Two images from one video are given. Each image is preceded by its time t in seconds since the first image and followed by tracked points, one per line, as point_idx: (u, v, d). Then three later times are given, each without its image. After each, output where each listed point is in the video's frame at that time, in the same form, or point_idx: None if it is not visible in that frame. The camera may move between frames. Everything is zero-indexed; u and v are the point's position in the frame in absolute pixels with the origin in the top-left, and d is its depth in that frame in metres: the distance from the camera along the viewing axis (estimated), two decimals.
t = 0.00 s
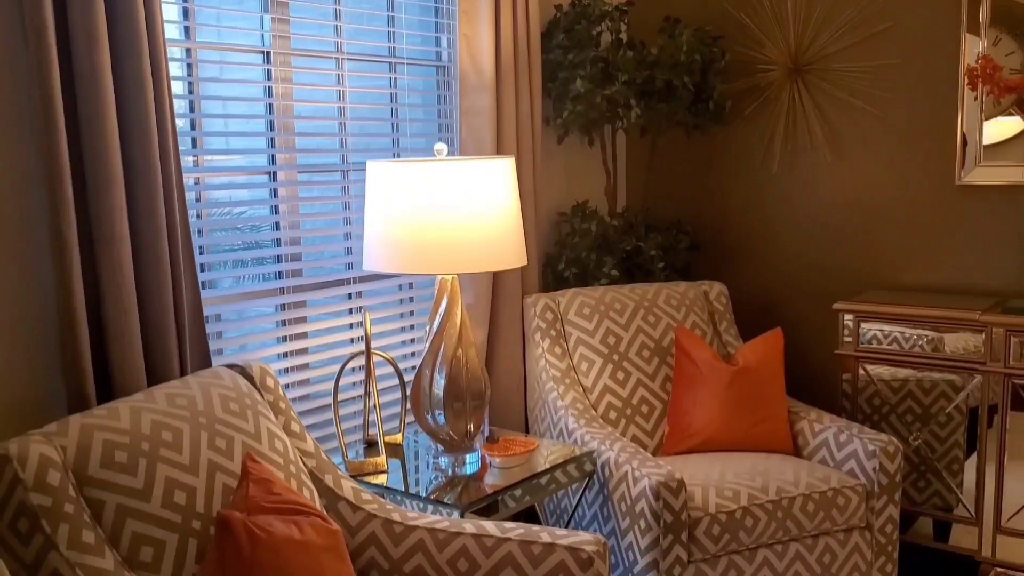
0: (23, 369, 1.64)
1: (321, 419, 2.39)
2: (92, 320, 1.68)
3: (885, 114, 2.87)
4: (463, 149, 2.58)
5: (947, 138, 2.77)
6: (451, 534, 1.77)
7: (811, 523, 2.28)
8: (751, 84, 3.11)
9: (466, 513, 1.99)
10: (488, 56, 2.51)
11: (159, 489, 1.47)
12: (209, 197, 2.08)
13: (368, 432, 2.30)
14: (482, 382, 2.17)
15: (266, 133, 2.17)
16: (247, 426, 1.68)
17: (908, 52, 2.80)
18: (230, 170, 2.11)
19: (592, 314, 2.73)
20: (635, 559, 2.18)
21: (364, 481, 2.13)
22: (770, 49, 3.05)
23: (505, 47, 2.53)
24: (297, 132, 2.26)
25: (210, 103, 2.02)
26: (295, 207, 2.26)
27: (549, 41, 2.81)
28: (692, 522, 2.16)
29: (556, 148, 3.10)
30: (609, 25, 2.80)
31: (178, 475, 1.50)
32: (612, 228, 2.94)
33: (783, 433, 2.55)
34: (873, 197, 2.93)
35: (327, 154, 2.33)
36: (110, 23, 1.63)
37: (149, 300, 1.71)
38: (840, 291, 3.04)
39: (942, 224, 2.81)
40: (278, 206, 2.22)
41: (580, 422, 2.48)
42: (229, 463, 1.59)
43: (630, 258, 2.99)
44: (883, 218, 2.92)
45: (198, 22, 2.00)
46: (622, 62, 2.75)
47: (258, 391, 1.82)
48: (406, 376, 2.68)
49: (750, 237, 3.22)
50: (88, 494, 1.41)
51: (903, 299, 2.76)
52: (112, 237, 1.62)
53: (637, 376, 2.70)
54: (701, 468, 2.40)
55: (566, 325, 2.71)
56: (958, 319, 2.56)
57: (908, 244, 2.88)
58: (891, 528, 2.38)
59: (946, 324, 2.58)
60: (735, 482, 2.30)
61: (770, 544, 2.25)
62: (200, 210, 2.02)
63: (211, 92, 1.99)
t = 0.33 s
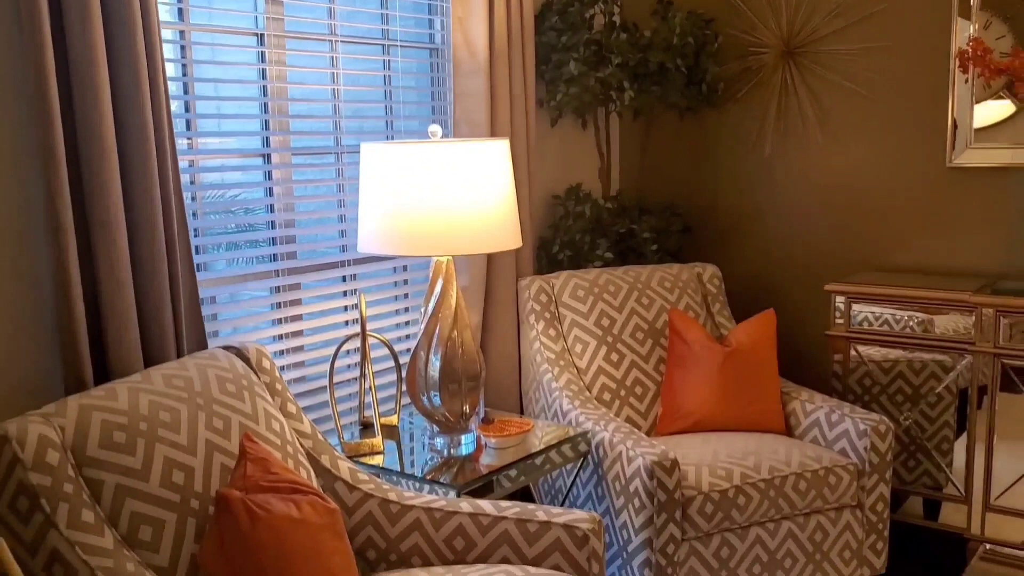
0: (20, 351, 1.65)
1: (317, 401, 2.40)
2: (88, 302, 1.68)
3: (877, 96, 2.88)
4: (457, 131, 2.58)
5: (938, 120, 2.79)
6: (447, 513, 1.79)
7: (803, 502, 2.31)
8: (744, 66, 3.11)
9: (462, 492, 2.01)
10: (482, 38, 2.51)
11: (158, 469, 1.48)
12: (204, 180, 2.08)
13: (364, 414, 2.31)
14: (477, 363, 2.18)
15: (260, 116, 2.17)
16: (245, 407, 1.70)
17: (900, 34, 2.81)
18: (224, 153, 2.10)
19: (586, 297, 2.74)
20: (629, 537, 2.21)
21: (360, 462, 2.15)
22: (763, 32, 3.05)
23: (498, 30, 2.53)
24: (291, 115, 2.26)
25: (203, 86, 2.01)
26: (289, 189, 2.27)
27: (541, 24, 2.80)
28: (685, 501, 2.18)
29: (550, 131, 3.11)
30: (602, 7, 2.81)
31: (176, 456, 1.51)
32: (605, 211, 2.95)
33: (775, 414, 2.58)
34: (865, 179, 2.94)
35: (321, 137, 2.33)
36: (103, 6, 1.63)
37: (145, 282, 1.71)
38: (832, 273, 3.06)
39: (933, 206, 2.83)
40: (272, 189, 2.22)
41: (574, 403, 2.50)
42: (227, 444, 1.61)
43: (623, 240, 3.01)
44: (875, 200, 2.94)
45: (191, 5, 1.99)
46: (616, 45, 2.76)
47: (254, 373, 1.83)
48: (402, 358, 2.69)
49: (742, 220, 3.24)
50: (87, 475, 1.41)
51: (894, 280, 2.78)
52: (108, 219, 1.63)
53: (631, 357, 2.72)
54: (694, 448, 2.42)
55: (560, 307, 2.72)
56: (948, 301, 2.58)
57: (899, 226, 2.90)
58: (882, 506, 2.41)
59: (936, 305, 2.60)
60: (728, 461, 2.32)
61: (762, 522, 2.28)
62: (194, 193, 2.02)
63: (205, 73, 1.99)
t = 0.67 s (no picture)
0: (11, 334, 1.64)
1: (307, 384, 2.41)
2: (78, 285, 1.68)
3: (864, 80, 2.90)
4: (446, 114, 2.58)
5: (925, 104, 2.80)
6: (438, 494, 1.80)
7: (790, 481, 2.33)
8: (732, 50, 3.12)
9: (453, 473, 2.02)
10: (470, 21, 2.51)
11: (150, 450, 1.48)
12: (193, 163, 2.07)
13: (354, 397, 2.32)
14: (467, 346, 2.19)
15: (248, 99, 2.16)
16: (236, 389, 1.70)
17: (887, 18, 2.82)
18: (213, 139, 2.10)
19: (575, 280, 2.76)
20: (618, 518, 2.23)
21: (351, 445, 2.16)
22: (751, 15, 3.06)
23: (487, 12, 2.52)
24: (279, 97, 2.25)
25: (191, 68, 2.00)
26: (278, 172, 2.26)
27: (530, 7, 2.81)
28: (674, 481, 2.21)
29: (538, 114, 3.11)
30: None
31: (168, 437, 1.52)
32: (594, 194, 2.96)
33: (762, 395, 2.60)
34: (852, 162, 2.96)
35: (309, 120, 2.32)
36: None
37: (135, 265, 1.71)
38: (819, 256, 3.08)
39: (919, 189, 2.86)
40: (261, 173, 2.22)
41: (564, 385, 2.52)
42: (218, 425, 1.61)
43: (612, 224, 3.02)
44: (863, 183, 2.96)
45: None
46: (604, 27, 2.76)
47: (245, 355, 1.84)
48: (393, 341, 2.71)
49: (729, 203, 3.25)
50: (79, 456, 1.42)
51: (881, 263, 2.81)
52: (98, 202, 1.62)
53: (620, 340, 2.73)
54: (683, 430, 2.44)
55: (550, 290, 2.73)
56: (934, 283, 2.60)
57: (884, 208, 2.93)
58: (868, 486, 2.44)
59: (922, 287, 2.62)
60: (716, 442, 2.34)
61: (750, 502, 2.31)
62: (183, 176, 2.02)
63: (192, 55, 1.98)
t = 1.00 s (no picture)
0: None
1: (290, 365, 2.42)
2: (58, 266, 1.68)
3: (844, 63, 2.92)
4: (428, 96, 2.58)
5: (903, 87, 2.83)
6: (422, 473, 1.82)
7: (769, 460, 2.37)
8: (712, 33, 3.13)
9: (436, 453, 2.04)
10: (452, 3, 2.50)
11: (133, 429, 1.49)
12: (173, 144, 2.06)
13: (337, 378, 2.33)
14: (450, 327, 2.20)
15: (229, 80, 2.15)
16: (218, 369, 1.71)
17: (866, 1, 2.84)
18: (194, 120, 2.09)
19: (558, 262, 2.77)
20: (600, 496, 2.25)
21: (334, 425, 2.17)
22: None
23: None
24: (260, 79, 2.24)
25: (172, 48, 1.99)
26: (259, 154, 2.26)
27: None
28: (655, 460, 2.23)
29: (520, 96, 3.11)
30: None
31: (151, 417, 1.52)
32: (577, 176, 2.97)
33: (742, 375, 2.63)
34: (831, 145, 2.99)
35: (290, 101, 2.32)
36: None
37: (116, 246, 1.71)
38: (798, 238, 3.11)
39: (897, 171, 2.89)
40: (242, 154, 2.21)
41: (547, 366, 2.54)
42: (202, 405, 1.62)
43: (595, 206, 3.03)
44: (842, 165, 2.98)
45: None
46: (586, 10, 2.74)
47: (227, 336, 1.84)
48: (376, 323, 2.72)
49: (709, 186, 3.27)
50: (62, 436, 1.42)
51: (859, 245, 2.84)
52: (78, 183, 1.62)
53: (602, 322, 2.75)
54: (664, 410, 2.47)
55: (532, 273, 2.74)
56: (912, 265, 2.63)
57: (863, 190, 2.96)
58: (846, 464, 2.48)
59: (900, 269, 2.66)
60: (696, 422, 2.37)
61: (729, 480, 2.34)
62: (164, 157, 2.01)
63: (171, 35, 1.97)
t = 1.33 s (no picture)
0: None
1: (265, 346, 2.42)
2: (29, 247, 1.67)
3: (814, 47, 2.95)
4: (401, 76, 2.58)
5: (872, 71, 2.87)
6: (397, 452, 1.83)
7: (739, 438, 2.41)
8: (685, 17, 3.15)
9: (411, 433, 2.05)
10: None
11: (107, 409, 1.49)
12: (145, 125, 2.05)
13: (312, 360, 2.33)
14: (424, 308, 2.21)
15: (202, 59, 2.14)
16: (193, 349, 1.71)
17: None
18: (165, 99, 2.07)
19: (532, 244, 2.79)
20: (574, 475, 2.28)
21: (309, 406, 2.18)
22: None
23: None
24: (233, 59, 2.23)
25: (143, 27, 1.97)
26: (232, 135, 2.25)
27: None
28: (628, 439, 2.27)
29: (493, 78, 3.11)
30: None
31: (125, 397, 1.52)
32: (551, 158, 2.98)
33: (713, 355, 2.67)
34: (801, 128, 3.03)
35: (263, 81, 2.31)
36: None
37: (88, 226, 1.70)
38: (769, 220, 3.15)
39: (866, 154, 2.93)
40: (215, 135, 2.20)
41: (521, 347, 2.56)
42: (176, 385, 1.62)
43: (569, 188, 3.04)
44: (812, 148, 3.02)
45: None
46: None
47: (202, 317, 1.84)
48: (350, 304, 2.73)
49: (681, 168, 3.30)
50: (35, 416, 1.42)
51: (828, 226, 2.88)
52: (49, 163, 1.61)
53: (576, 303, 2.77)
54: (636, 389, 2.51)
55: (506, 254, 2.76)
56: (881, 246, 2.68)
57: (832, 173, 3.00)
58: (816, 442, 2.53)
59: (869, 250, 2.70)
60: (669, 401, 2.40)
61: (701, 458, 2.38)
62: (136, 137, 2.00)
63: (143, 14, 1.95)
